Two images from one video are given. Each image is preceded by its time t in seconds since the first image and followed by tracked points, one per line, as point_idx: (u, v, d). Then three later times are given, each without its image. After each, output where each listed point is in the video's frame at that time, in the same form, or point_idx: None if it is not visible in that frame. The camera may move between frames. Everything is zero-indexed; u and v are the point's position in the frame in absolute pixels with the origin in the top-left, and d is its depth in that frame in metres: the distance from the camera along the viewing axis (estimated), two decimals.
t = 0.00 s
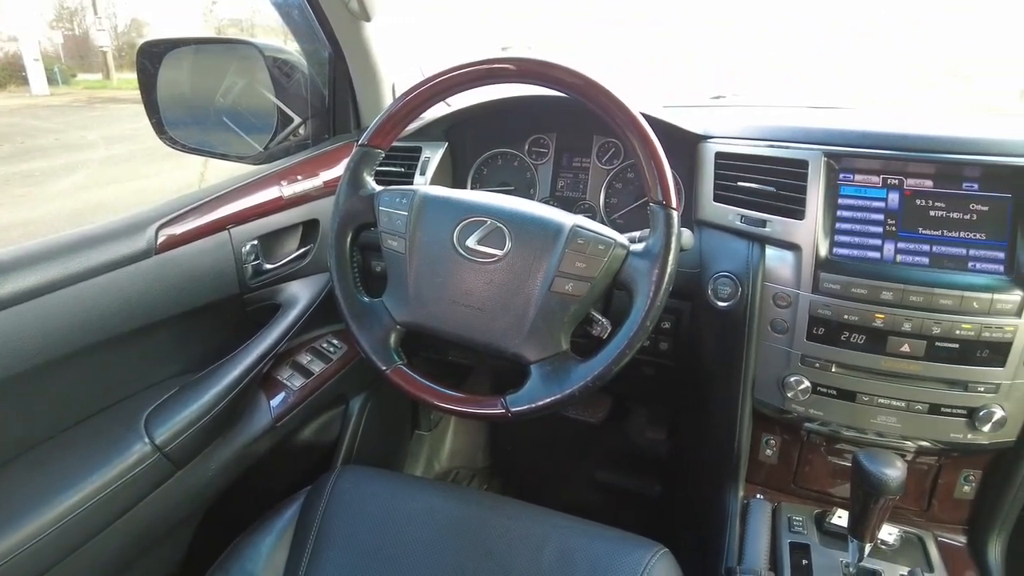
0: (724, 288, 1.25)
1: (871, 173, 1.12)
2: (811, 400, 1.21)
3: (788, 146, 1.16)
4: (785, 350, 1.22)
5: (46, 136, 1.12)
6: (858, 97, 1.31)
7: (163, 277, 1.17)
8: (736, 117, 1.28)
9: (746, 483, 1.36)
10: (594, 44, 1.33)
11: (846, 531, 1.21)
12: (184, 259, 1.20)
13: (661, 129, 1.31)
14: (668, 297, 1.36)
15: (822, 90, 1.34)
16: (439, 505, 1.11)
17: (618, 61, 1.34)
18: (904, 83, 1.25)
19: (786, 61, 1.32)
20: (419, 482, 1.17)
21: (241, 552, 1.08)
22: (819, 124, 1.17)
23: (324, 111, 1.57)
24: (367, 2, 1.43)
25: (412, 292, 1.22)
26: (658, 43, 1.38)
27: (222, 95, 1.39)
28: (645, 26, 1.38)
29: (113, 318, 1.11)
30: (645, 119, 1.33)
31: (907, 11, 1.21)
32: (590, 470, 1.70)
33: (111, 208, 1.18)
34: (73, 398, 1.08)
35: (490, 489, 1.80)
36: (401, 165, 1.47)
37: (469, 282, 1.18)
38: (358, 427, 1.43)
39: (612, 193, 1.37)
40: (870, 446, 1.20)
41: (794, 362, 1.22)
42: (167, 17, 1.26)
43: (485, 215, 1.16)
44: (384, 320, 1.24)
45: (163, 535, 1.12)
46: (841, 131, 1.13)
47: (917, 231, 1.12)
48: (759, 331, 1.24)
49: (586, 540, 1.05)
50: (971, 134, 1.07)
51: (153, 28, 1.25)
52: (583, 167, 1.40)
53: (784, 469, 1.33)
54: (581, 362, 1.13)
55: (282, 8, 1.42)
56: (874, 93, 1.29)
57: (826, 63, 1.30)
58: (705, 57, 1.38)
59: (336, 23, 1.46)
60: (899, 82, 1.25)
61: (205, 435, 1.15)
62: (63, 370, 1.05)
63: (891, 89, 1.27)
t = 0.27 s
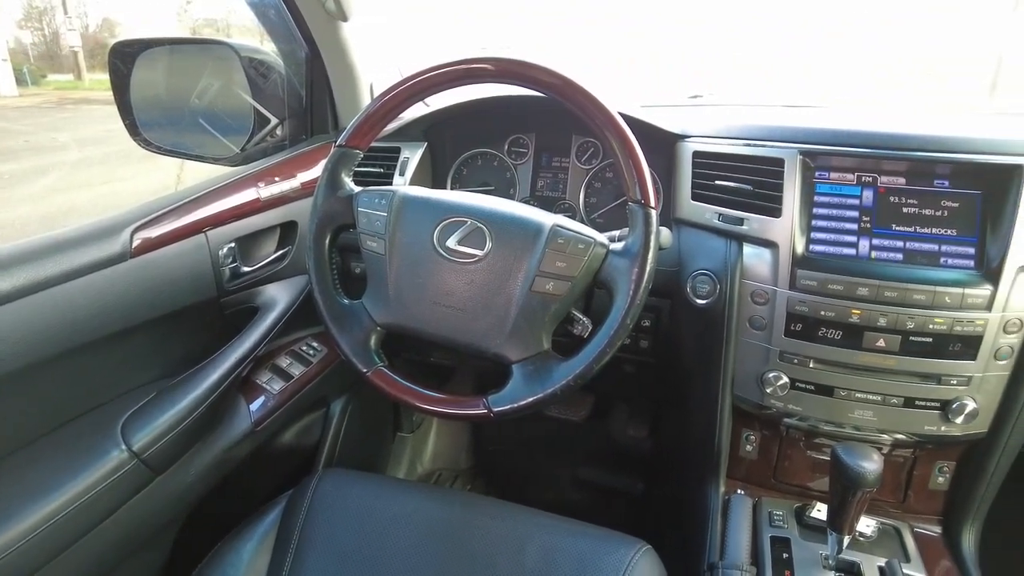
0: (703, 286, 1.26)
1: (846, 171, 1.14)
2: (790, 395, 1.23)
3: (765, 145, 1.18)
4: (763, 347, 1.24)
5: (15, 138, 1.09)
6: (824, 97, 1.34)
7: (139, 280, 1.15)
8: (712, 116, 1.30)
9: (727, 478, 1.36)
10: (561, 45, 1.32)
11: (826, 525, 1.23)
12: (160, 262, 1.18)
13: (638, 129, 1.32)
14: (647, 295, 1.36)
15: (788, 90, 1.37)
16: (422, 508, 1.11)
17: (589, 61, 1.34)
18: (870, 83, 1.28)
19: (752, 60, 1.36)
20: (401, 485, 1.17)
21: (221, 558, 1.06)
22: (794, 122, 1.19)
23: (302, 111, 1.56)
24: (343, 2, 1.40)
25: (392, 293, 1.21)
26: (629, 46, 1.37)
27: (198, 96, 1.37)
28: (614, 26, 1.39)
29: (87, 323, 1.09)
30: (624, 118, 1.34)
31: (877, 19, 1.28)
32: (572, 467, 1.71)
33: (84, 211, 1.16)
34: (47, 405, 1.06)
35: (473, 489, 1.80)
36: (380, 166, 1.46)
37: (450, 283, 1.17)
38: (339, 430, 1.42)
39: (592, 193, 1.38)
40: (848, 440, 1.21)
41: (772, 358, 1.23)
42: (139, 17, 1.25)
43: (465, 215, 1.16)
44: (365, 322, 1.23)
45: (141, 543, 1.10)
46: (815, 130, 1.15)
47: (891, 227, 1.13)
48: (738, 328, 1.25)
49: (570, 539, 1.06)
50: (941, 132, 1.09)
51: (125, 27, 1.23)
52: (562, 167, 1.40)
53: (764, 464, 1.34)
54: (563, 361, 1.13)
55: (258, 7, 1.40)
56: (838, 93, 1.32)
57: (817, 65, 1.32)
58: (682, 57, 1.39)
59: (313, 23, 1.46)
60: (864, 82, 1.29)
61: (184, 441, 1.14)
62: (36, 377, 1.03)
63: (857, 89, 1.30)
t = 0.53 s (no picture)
0: (682, 284, 1.27)
1: (821, 169, 1.16)
2: (769, 391, 1.24)
3: (742, 144, 1.19)
4: (742, 343, 1.25)
5: None
6: (824, 97, 1.35)
7: (114, 284, 1.13)
8: (690, 115, 1.31)
9: (709, 474, 1.38)
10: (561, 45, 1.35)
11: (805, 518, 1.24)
12: (135, 266, 1.16)
13: (616, 129, 1.33)
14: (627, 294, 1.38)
15: (788, 90, 1.38)
16: (405, 509, 1.10)
17: (588, 60, 1.36)
18: (871, 83, 1.29)
19: (753, 60, 1.35)
20: (384, 487, 1.16)
21: (202, 564, 1.05)
22: (771, 122, 1.20)
23: (278, 111, 1.55)
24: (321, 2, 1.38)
25: (373, 295, 1.21)
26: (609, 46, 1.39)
27: (173, 97, 1.35)
28: (614, 26, 1.40)
29: (62, 330, 1.07)
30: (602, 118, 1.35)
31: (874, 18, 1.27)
32: (555, 466, 1.72)
33: (56, 214, 1.13)
34: (20, 413, 1.04)
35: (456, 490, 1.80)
36: (359, 167, 1.46)
37: (431, 283, 1.17)
38: (321, 433, 1.41)
39: (571, 192, 1.38)
40: (826, 435, 1.23)
41: (751, 355, 1.25)
42: (111, 15, 1.23)
43: (445, 216, 1.16)
44: (345, 325, 1.23)
45: (120, 550, 1.08)
46: (791, 129, 1.16)
47: (865, 224, 1.15)
48: (717, 325, 1.27)
49: (554, 537, 1.06)
50: (912, 131, 1.11)
51: (97, 26, 1.21)
52: (541, 166, 1.41)
53: (744, 459, 1.35)
54: (544, 360, 1.13)
55: (233, 7, 1.39)
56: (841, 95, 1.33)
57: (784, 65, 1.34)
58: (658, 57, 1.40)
59: (290, 24, 1.44)
60: (865, 82, 1.30)
61: (161, 447, 1.12)
62: (9, 384, 1.01)
63: (857, 89, 1.31)
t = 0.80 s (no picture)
0: (661, 282, 1.28)
1: (796, 167, 1.18)
2: (748, 387, 1.26)
3: (718, 142, 1.20)
4: (721, 340, 1.26)
5: None
6: (819, 98, 1.35)
7: (89, 289, 1.11)
8: (668, 115, 1.32)
9: (690, 471, 1.39)
10: (561, 46, 1.38)
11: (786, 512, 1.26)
12: (110, 270, 1.14)
13: (594, 128, 1.33)
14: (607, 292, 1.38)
15: (782, 91, 1.38)
16: (389, 512, 1.10)
17: (587, 62, 1.39)
18: (865, 83, 1.30)
19: (748, 61, 1.35)
20: (367, 490, 1.15)
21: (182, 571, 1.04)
22: (748, 121, 1.21)
23: (255, 112, 1.53)
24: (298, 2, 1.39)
25: (353, 296, 1.20)
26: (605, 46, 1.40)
27: (148, 97, 1.33)
28: (606, 27, 1.40)
29: (35, 336, 1.05)
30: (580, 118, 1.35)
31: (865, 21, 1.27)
32: (538, 466, 1.72)
33: (27, 218, 1.11)
34: None
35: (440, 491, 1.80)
36: (337, 167, 1.47)
37: (411, 284, 1.17)
38: (301, 437, 1.40)
39: (551, 192, 1.38)
40: (805, 429, 1.25)
41: (730, 352, 1.26)
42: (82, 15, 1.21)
43: (425, 216, 1.16)
44: (325, 327, 1.22)
45: (98, 559, 1.06)
46: (766, 129, 1.17)
47: (841, 221, 1.17)
48: (696, 323, 1.28)
49: (538, 536, 1.06)
50: (885, 129, 1.13)
51: (68, 26, 1.19)
52: (521, 166, 1.41)
53: (724, 455, 1.37)
54: (526, 360, 1.13)
55: (209, 7, 1.38)
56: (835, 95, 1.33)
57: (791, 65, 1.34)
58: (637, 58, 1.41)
59: (266, 24, 1.43)
60: (859, 83, 1.30)
61: (139, 454, 1.10)
62: None
63: (852, 90, 1.32)
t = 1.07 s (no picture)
0: (641, 280, 1.29)
1: (773, 166, 1.19)
2: (728, 383, 1.27)
3: (695, 141, 1.21)
4: (701, 338, 1.27)
5: None
6: (797, 98, 1.35)
7: (62, 294, 1.09)
8: (645, 114, 1.33)
9: (672, 467, 1.40)
10: (546, 46, 1.37)
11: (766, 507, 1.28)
12: (84, 274, 1.12)
13: (573, 128, 1.34)
14: (588, 292, 1.39)
15: (762, 92, 1.38)
16: (371, 514, 1.09)
17: (568, 62, 1.40)
18: (847, 83, 1.31)
19: (730, 61, 1.36)
20: (349, 493, 1.14)
21: None
22: (725, 119, 1.22)
23: (232, 114, 1.51)
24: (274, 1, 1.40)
25: (332, 298, 1.20)
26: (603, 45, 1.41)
27: (121, 99, 1.30)
28: (592, 27, 1.40)
29: (7, 342, 1.02)
30: (559, 118, 1.36)
31: (853, 21, 1.30)
32: (522, 465, 1.73)
33: None
34: None
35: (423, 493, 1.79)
36: (314, 168, 1.46)
37: (391, 285, 1.16)
38: (282, 441, 1.38)
39: (531, 192, 1.39)
40: (784, 424, 1.26)
41: (710, 349, 1.27)
42: (51, 15, 1.18)
43: (405, 217, 1.15)
44: (304, 329, 1.21)
45: (75, 569, 1.04)
46: (743, 127, 1.18)
47: (817, 218, 1.19)
48: (676, 321, 1.28)
49: (521, 535, 1.06)
50: (858, 128, 1.15)
51: (37, 26, 1.16)
52: (501, 166, 1.41)
53: (705, 451, 1.38)
54: (508, 360, 1.13)
55: (183, 6, 1.35)
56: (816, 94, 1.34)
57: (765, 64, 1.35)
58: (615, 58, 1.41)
59: (242, 23, 1.42)
60: (841, 83, 1.31)
61: (115, 461, 1.08)
62: None
63: (832, 90, 1.32)
